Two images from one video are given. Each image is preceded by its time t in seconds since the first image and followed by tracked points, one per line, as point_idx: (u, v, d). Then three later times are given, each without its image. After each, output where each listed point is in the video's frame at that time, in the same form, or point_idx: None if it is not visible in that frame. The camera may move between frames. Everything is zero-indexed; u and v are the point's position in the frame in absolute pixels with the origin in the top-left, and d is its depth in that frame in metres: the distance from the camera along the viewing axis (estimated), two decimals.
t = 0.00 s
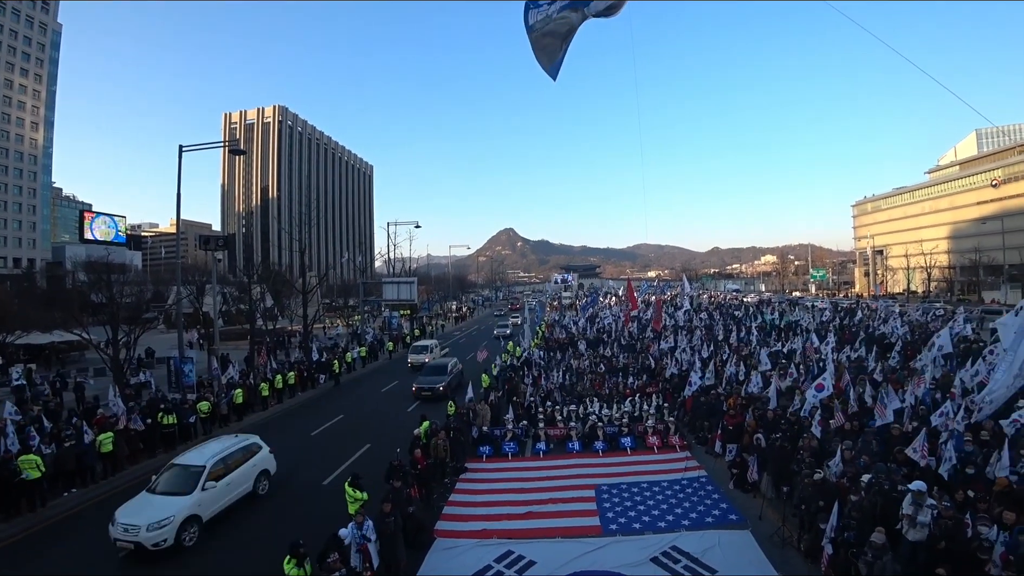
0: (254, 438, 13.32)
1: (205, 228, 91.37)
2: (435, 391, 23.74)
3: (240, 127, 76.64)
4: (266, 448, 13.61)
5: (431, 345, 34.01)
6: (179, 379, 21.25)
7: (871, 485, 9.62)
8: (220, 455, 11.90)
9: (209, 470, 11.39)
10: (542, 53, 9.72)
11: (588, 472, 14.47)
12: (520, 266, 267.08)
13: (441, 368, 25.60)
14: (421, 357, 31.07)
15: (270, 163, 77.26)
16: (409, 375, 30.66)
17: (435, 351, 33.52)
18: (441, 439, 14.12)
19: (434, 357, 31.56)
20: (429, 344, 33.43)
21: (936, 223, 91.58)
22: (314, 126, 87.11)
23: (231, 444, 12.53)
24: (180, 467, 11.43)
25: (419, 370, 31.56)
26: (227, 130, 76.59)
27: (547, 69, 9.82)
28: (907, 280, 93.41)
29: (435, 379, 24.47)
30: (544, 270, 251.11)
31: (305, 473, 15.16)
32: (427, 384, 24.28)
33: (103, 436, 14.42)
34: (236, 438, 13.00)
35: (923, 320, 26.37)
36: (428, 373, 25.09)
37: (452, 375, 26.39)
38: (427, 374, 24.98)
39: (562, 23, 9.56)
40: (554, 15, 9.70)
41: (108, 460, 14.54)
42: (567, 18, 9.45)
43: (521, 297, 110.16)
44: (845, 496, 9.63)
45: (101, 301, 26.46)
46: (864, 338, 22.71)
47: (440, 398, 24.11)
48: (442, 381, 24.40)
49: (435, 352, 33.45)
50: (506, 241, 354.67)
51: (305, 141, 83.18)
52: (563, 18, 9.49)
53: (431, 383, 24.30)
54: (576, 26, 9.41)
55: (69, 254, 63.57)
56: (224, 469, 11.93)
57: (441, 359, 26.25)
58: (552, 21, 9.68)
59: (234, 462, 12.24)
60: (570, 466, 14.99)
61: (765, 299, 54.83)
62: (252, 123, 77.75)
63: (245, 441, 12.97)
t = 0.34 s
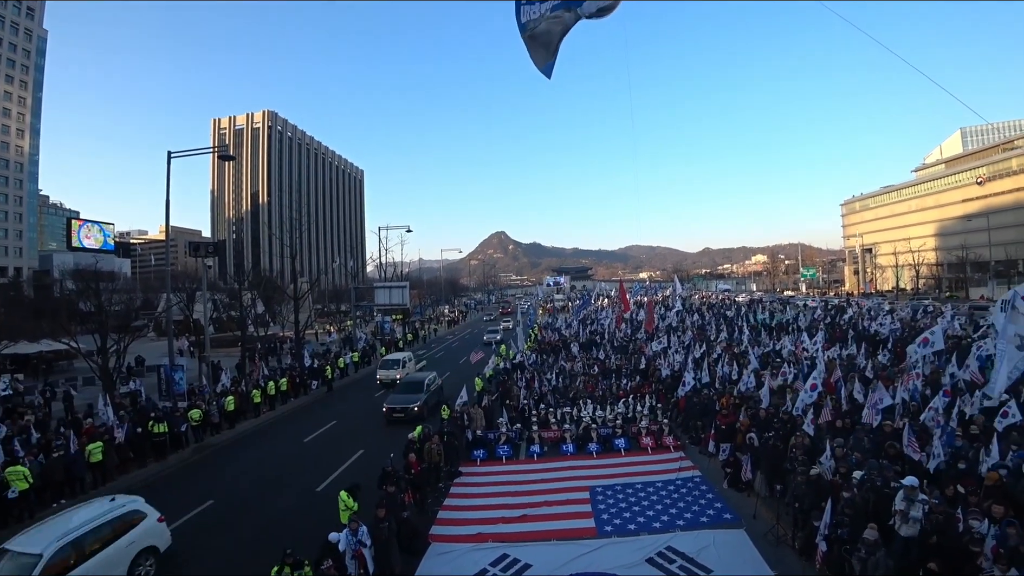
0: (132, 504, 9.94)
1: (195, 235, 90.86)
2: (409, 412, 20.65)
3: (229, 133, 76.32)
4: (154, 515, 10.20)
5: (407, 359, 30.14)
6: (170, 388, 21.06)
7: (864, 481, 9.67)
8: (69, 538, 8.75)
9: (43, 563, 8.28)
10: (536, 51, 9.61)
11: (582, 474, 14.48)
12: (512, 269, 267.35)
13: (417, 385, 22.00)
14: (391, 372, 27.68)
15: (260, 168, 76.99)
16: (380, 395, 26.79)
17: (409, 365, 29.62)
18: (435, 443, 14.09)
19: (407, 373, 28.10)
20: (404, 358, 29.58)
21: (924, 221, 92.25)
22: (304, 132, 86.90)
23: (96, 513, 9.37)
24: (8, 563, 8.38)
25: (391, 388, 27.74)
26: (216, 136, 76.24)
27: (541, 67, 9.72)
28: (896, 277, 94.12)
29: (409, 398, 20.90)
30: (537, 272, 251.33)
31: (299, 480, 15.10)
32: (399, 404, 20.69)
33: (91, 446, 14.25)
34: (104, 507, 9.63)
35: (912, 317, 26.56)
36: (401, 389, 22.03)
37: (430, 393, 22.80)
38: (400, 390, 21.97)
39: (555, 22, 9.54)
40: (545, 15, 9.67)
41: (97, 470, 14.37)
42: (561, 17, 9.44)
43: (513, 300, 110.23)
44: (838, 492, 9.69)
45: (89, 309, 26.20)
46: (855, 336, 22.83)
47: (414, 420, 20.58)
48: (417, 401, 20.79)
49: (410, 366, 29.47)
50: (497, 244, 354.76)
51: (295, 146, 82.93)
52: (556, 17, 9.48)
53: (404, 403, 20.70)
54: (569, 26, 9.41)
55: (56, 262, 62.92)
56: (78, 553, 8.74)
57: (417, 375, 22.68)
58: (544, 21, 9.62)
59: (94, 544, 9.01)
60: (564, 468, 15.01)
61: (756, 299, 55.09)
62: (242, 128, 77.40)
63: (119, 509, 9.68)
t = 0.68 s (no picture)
0: None
1: (182, 238, 90.08)
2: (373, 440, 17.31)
3: (217, 135, 75.82)
4: None
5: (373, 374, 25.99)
6: (157, 393, 20.83)
7: (852, 481, 9.74)
8: None
9: None
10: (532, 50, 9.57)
11: (572, 477, 14.46)
12: (502, 273, 267.16)
13: (383, 406, 18.59)
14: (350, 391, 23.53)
15: (248, 170, 76.54)
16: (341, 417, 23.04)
17: (375, 381, 25.52)
18: (425, 447, 14.04)
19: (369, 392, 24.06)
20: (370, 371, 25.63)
21: (909, 223, 93.20)
22: (293, 134, 86.50)
23: None
24: None
25: (351, 409, 23.72)
26: (204, 138, 75.70)
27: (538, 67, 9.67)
28: (882, 279, 95.10)
29: (373, 423, 17.52)
30: (526, 275, 251.57)
31: (288, 484, 14.99)
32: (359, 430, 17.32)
33: (76, 452, 14.05)
34: None
35: (896, 318, 26.87)
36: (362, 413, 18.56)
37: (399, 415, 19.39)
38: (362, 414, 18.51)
39: (549, 24, 9.55)
40: (540, 16, 9.70)
41: (82, 477, 14.19)
42: (554, 19, 9.46)
43: (503, 303, 110.24)
44: (826, 493, 9.75)
45: (74, 313, 25.87)
46: (841, 337, 23.03)
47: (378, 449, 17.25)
48: (380, 427, 17.32)
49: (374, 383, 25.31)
50: (487, 247, 354.59)
51: (283, 149, 82.53)
52: (549, 19, 9.50)
53: (366, 428, 17.31)
54: (563, 28, 9.39)
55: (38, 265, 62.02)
56: None
57: (383, 394, 19.28)
58: (538, 22, 9.66)
59: None
60: (556, 471, 14.98)
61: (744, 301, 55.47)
62: (230, 130, 76.96)
63: None
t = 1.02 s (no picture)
0: None
1: (168, 240, 89.20)
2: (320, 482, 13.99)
3: (205, 137, 75.27)
4: None
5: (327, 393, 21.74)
6: (143, 397, 20.59)
7: (839, 482, 9.83)
8: None
9: None
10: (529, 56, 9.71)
11: (562, 480, 14.45)
12: (491, 276, 266.95)
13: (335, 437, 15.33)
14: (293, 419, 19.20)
15: (236, 173, 76.02)
16: (289, 445, 19.27)
17: (328, 402, 21.35)
18: (416, 452, 13.98)
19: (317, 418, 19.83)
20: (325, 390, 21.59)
21: (893, 227, 94.30)
22: (282, 136, 86.14)
23: None
24: None
25: (295, 441, 19.42)
26: (192, 140, 75.12)
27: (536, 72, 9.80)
28: (868, 282, 96.10)
29: (322, 461, 14.13)
30: (516, 278, 251.65)
31: (278, 490, 14.89)
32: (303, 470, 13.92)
33: (59, 459, 13.83)
34: None
35: (882, 320, 27.16)
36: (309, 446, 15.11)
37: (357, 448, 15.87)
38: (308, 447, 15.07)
39: (545, 29, 9.65)
40: (534, 20, 9.81)
41: (65, 484, 13.96)
42: (549, 24, 9.56)
43: (493, 306, 110.25)
44: (814, 493, 9.82)
45: (58, 317, 25.54)
46: (828, 340, 23.23)
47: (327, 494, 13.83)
48: (329, 467, 13.86)
49: (325, 405, 20.97)
50: (477, 250, 354.56)
51: (272, 151, 82.09)
52: (544, 23, 9.62)
53: (311, 468, 13.88)
54: (558, 32, 9.49)
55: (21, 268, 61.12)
56: None
57: (336, 423, 15.79)
58: (534, 27, 9.78)
59: None
60: (546, 474, 14.97)
61: (732, 305, 55.85)
62: (218, 132, 76.48)
63: None
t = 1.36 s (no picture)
0: None
1: (155, 244, 88.30)
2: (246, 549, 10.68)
3: (192, 140, 74.67)
4: None
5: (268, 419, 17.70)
6: (129, 403, 20.31)
7: (829, 481, 9.89)
8: None
9: None
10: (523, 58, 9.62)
11: (553, 482, 14.43)
12: (482, 279, 266.77)
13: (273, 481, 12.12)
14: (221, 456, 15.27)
15: (224, 176, 75.50)
16: (219, 488, 15.42)
17: (269, 430, 17.33)
18: (407, 455, 13.93)
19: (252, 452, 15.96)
20: (266, 416, 17.53)
21: (879, 229, 95.21)
22: (271, 139, 85.80)
23: None
24: None
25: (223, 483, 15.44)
26: (179, 142, 74.47)
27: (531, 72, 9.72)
28: (855, 283, 96.96)
29: (249, 520, 10.84)
30: (506, 281, 251.76)
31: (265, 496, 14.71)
32: (225, 533, 10.65)
33: (43, 467, 13.57)
34: None
35: (868, 321, 27.42)
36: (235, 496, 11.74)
37: (301, 494, 12.54)
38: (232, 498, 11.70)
39: (539, 33, 9.55)
40: (529, 25, 9.72)
41: (50, 492, 13.71)
42: (543, 28, 9.49)
43: (483, 309, 110.22)
44: (803, 493, 9.89)
45: (43, 322, 25.22)
46: (816, 340, 23.42)
47: (256, 563, 10.56)
48: (258, 528, 10.66)
49: (263, 435, 16.85)
50: (467, 253, 354.21)
51: (260, 153, 81.59)
52: (538, 28, 9.52)
53: (235, 529, 10.65)
54: (553, 37, 9.42)
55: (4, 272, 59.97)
56: None
57: (275, 463, 12.48)
58: (529, 31, 9.67)
59: None
60: (537, 476, 14.96)
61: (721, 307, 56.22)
62: (206, 135, 75.92)
63: None
